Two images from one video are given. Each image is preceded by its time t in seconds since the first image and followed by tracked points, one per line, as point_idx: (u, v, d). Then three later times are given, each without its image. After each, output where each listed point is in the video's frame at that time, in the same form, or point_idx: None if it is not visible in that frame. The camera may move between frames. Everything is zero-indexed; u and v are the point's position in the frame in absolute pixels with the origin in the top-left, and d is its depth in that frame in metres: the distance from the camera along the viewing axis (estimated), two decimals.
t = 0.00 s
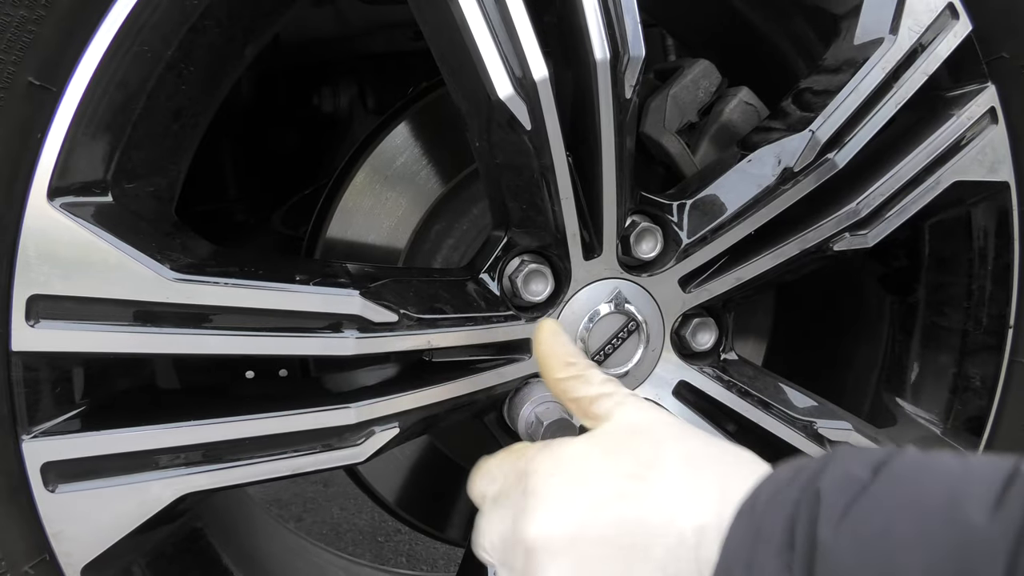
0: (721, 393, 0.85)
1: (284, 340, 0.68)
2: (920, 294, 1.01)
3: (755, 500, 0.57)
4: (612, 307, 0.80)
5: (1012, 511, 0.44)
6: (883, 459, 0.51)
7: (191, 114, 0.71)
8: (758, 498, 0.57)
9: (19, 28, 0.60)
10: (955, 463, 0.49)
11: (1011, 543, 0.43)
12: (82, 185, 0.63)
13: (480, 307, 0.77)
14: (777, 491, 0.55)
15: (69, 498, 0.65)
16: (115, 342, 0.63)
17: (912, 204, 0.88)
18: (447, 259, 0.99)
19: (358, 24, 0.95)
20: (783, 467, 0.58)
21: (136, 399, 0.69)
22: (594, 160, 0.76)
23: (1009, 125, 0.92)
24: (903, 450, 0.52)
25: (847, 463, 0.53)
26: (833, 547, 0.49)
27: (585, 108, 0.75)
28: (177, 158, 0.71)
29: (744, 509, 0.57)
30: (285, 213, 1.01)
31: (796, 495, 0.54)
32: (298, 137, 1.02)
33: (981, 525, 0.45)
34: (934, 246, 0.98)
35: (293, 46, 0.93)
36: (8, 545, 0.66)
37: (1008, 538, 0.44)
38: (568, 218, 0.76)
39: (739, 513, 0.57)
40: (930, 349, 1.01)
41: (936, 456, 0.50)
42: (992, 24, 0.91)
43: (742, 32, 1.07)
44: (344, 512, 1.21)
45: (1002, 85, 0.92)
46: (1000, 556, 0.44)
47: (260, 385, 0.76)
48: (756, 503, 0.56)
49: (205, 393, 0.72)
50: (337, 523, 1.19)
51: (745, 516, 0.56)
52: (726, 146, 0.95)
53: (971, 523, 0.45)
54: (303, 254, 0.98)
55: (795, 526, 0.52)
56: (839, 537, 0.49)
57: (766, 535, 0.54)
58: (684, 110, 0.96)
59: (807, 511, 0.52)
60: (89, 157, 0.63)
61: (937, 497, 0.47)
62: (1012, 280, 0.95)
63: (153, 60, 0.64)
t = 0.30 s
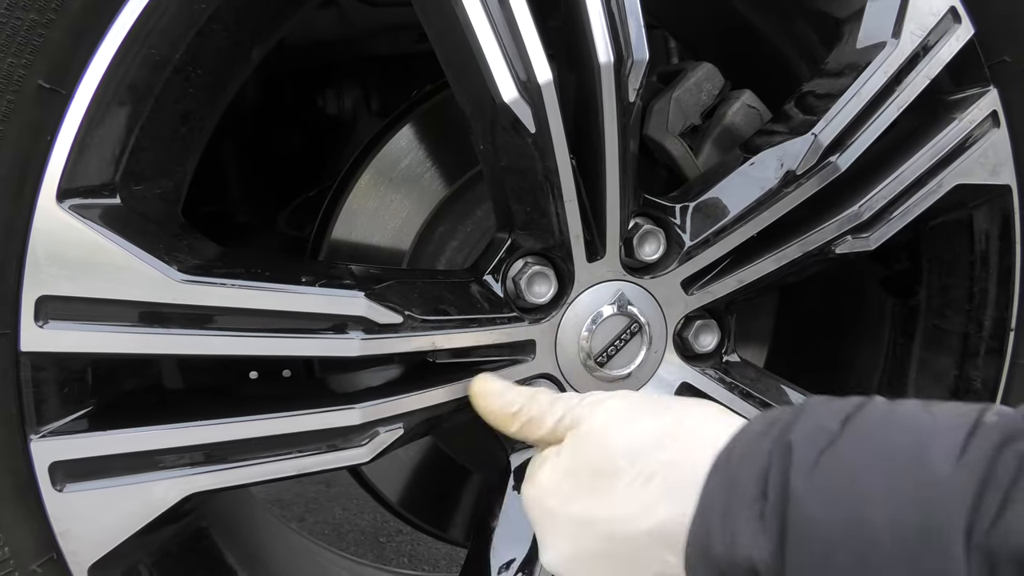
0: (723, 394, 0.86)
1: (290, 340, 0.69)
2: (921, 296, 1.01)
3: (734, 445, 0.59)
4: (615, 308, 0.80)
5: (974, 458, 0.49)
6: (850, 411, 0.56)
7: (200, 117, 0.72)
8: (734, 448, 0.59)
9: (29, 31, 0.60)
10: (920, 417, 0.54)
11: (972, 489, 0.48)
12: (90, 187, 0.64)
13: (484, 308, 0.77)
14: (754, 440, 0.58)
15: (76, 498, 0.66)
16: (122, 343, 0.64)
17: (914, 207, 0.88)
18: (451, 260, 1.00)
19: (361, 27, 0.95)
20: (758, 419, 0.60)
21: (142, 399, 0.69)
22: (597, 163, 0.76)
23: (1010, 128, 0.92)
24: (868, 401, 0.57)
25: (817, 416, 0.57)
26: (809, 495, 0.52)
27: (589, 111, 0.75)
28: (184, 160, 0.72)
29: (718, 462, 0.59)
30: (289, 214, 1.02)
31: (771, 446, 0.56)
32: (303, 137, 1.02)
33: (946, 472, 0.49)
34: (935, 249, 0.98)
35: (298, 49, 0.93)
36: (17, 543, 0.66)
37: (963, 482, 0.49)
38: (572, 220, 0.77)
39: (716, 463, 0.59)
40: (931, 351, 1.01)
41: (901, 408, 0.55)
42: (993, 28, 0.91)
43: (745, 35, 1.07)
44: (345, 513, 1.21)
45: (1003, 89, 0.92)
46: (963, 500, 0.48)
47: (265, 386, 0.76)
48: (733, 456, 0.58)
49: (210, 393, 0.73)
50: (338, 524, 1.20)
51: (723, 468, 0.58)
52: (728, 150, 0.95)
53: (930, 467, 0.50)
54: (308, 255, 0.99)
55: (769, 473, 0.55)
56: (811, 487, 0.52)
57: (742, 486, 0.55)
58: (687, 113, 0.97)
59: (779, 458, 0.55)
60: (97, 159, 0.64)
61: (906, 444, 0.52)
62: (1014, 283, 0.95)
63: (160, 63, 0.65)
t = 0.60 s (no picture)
0: (730, 394, 0.86)
1: (296, 340, 0.69)
2: (926, 296, 1.01)
3: (756, 510, 0.63)
4: (620, 308, 0.80)
5: (992, 505, 0.50)
6: (874, 472, 0.59)
7: (206, 117, 0.72)
8: (758, 505, 0.64)
9: (38, 31, 0.61)
10: (945, 474, 0.55)
11: (991, 535, 0.49)
12: (98, 187, 0.64)
13: (489, 308, 0.77)
14: (775, 502, 0.62)
15: (84, 497, 0.66)
16: (129, 342, 0.64)
17: (919, 207, 0.88)
18: (456, 260, 1.00)
19: (364, 27, 0.95)
20: (782, 484, 0.65)
21: (149, 398, 0.70)
22: (603, 162, 0.76)
23: (1014, 129, 0.92)
24: (894, 465, 0.59)
25: (840, 480, 0.60)
26: (824, 546, 0.55)
27: (595, 111, 0.76)
28: (191, 161, 0.73)
29: (744, 513, 0.64)
30: (294, 215, 1.03)
31: (793, 502, 0.60)
32: (307, 138, 1.02)
33: (966, 519, 0.50)
34: (940, 249, 0.98)
35: (303, 48, 0.93)
36: (24, 541, 0.66)
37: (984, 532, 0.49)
38: (577, 220, 0.77)
39: (739, 516, 0.64)
40: (936, 351, 1.01)
41: (925, 470, 0.56)
42: (997, 29, 0.92)
43: (748, 35, 1.07)
44: (348, 513, 1.20)
45: (1008, 89, 0.92)
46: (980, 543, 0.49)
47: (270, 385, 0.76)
48: (755, 511, 0.63)
49: (217, 392, 0.73)
50: (341, 524, 1.19)
51: (743, 525, 0.63)
52: (733, 150, 0.95)
53: (951, 516, 0.51)
54: (314, 256, 1.00)
55: (791, 530, 0.58)
56: (830, 538, 0.55)
57: (765, 533, 0.60)
58: (691, 113, 0.97)
59: (802, 512, 0.59)
60: (106, 160, 0.64)
61: (926, 497, 0.53)
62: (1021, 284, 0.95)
63: (168, 64, 0.65)
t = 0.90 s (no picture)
0: (727, 390, 0.86)
1: (297, 337, 0.69)
2: (925, 293, 1.01)
3: (774, 527, 0.55)
4: (620, 305, 0.81)
5: None
6: (901, 489, 0.50)
7: (206, 115, 0.72)
8: (775, 527, 0.55)
9: (40, 30, 0.61)
10: (975, 493, 0.47)
11: None
12: (100, 185, 0.65)
13: (489, 305, 0.78)
14: (797, 518, 0.54)
15: (85, 493, 0.66)
16: (131, 339, 0.64)
17: (918, 204, 0.89)
18: (456, 258, 1.01)
19: (364, 27, 0.95)
20: (802, 501, 0.56)
21: (152, 395, 0.70)
22: (602, 160, 0.77)
23: (1013, 126, 0.92)
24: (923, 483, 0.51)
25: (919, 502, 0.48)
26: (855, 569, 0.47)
27: (594, 109, 0.76)
28: (191, 159, 0.73)
29: (762, 534, 0.55)
30: (296, 213, 1.03)
31: (814, 525, 0.52)
32: (308, 137, 1.02)
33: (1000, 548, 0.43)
34: (940, 246, 0.98)
35: (304, 49, 0.94)
36: (27, 538, 0.67)
37: None
38: (576, 217, 0.77)
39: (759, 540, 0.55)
40: (935, 348, 1.01)
41: (968, 490, 0.48)
42: (995, 26, 0.92)
43: (745, 33, 1.08)
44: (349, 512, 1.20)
45: (1006, 87, 0.92)
46: None
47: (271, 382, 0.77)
48: (774, 532, 0.54)
49: (218, 389, 0.73)
50: (343, 523, 1.19)
51: (763, 545, 0.54)
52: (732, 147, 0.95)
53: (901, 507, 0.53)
54: (316, 253, 1.00)
55: (815, 549, 0.50)
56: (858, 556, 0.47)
57: (785, 557, 0.51)
58: (690, 111, 0.97)
59: (825, 535, 0.51)
60: (107, 158, 0.64)
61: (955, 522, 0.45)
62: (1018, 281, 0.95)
63: (169, 62, 0.65)
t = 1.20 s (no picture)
0: (727, 386, 0.87)
1: (295, 332, 0.69)
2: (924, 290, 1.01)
3: (722, 432, 0.61)
4: (618, 301, 0.80)
5: (963, 433, 0.53)
6: (845, 388, 0.60)
7: (204, 111, 0.72)
8: (726, 430, 0.61)
9: (36, 24, 0.61)
10: (917, 389, 0.57)
11: (970, 456, 0.52)
12: (98, 180, 0.64)
13: (487, 301, 0.78)
14: (745, 422, 0.61)
15: (83, 489, 0.66)
16: (129, 335, 0.64)
17: (918, 199, 0.88)
18: (455, 254, 1.01)
19: (363, 24, 0.95)
20: (751, 399, 0.63)
21: (151, 391, 0.70)
22: (600, 155, 0.77)
23: (1012, 121, 0.92)
24: (862, 377, 0.61)
25: (813, 391, 0.60)
26: (801, 470, 0.56)
27: (592, 104, 0.76)
28: (190, 155, 0.73)
29: (712, 441, 0.61)
30: (295, 210, 1.03)
31: (763, 426, 0.60)
32: (307, 134, 1.02)
33: (942, 447, 0.53)
34: (939, 242, 0.98)
35: (302, 47, 0.94)
36: (25, 534, 0.67)
37: (959, 454, 0.52)
38: (574, 212, 0.77)
39: (710, 444, 0.61)
40: (934, 345, 1.01)
41: (894, 382, 0.59)
42: (994, 21, 0.92)
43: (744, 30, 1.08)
44: (349, 511, 1.22)
45: (1005, 82, 0.92)
46: (959, 467, 0.52)
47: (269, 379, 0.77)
48: (726, 436, 0.61)
49: (217, 385, 0.73)
50: (343, 522, 1.20)
51: (719, 447, 0.60)
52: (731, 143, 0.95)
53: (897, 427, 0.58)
54: (312, 249, 1.00)
55: (763, 451, 0.58)
56: (805, 458, 0.56)
57: (734, 466, 0.59)
58: (689, 107, 0.97)
59: (773, 437, 0.58)
60: (104, 153, 0.64)
61: (891, 418, 0.56)
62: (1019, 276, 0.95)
63: (166, 57, 0.65)
